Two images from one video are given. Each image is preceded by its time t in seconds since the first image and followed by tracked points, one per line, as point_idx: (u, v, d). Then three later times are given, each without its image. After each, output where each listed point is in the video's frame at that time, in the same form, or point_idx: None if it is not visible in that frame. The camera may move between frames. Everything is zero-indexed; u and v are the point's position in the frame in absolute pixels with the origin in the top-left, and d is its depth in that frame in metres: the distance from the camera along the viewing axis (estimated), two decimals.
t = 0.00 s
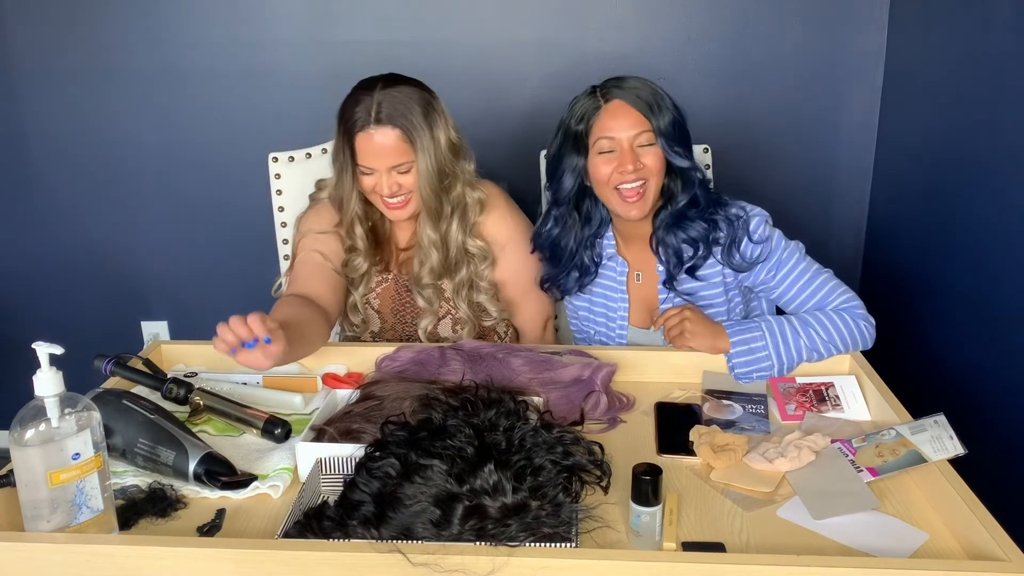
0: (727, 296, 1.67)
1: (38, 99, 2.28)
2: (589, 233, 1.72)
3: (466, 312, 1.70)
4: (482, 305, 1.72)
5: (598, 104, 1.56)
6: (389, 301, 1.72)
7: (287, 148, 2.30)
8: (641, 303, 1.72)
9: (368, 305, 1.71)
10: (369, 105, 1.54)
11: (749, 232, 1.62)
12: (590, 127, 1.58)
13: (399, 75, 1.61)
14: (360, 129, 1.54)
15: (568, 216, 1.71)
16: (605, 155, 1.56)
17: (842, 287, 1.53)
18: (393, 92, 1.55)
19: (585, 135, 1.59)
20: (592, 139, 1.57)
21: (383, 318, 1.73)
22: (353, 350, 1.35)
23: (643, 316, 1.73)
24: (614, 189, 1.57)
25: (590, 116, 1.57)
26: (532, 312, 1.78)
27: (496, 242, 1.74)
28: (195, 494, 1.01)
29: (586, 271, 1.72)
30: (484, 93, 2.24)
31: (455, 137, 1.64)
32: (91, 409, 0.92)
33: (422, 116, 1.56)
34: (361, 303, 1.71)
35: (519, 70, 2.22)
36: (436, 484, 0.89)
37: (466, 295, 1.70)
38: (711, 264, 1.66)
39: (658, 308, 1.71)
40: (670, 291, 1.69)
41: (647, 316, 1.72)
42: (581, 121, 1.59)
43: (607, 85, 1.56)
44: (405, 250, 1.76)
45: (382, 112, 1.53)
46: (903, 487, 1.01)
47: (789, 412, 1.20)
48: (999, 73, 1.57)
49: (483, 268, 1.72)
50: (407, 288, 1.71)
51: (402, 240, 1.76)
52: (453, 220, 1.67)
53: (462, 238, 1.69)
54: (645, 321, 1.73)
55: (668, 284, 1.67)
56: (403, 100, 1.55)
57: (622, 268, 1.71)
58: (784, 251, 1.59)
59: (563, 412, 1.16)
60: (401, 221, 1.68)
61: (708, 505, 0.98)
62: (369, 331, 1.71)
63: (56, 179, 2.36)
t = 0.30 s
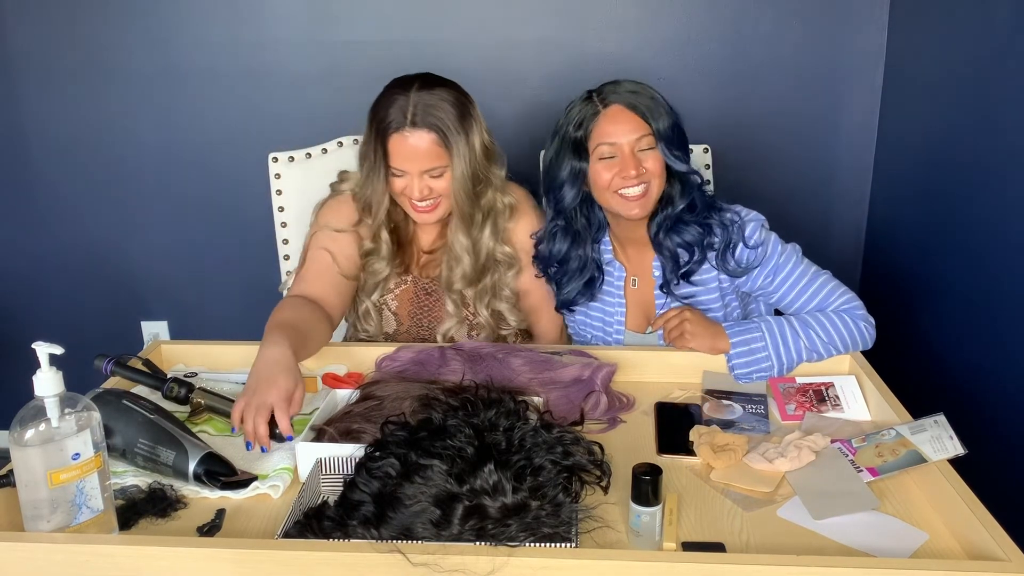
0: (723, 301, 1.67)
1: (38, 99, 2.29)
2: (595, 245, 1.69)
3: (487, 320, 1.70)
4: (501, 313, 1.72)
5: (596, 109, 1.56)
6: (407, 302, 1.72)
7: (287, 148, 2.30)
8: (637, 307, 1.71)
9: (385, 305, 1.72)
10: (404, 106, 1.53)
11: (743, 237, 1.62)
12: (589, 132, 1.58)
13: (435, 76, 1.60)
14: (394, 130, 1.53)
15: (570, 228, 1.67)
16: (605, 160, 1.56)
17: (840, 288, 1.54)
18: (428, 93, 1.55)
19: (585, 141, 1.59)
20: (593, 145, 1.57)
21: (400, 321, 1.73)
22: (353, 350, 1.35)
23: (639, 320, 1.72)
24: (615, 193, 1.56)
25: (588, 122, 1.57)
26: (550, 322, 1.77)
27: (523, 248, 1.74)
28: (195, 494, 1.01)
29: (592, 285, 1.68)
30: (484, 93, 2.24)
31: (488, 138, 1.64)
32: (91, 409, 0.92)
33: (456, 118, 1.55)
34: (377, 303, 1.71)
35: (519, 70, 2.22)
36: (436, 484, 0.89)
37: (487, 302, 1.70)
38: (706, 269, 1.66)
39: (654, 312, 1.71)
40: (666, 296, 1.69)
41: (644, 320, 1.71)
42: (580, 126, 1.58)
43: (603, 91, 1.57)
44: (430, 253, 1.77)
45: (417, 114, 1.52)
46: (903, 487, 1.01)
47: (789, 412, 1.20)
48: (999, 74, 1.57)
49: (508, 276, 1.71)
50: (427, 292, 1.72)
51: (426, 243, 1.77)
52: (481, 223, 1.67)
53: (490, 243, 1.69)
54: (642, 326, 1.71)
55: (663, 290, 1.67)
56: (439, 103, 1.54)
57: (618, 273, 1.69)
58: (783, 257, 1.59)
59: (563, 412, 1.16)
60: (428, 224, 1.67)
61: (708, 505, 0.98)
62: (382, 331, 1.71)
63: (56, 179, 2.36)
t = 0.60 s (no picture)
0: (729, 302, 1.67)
1: (37, 99, 2.28)
2: (597, 260, 1.69)
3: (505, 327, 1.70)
4: (520, 322, 1.71)
5: (592, 130, 1.55)
6: (422, 310, 1.72)
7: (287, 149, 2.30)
8: (641, 309, 1.72)
9: (401, 314, 1.72)
10: (422, 114, 1.52)
11: (746, 237, 1.63)
12: (588, 153, 1.57)
13: (451, 82, 1.59)
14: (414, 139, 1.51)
15: (574, 249, 1.68)
16: (610, 180, 1.56)
17: (843, 289, 1.54)
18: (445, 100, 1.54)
19: (585, 163, 1.58)
20: (595, 166, 1.56)
21: (415, 328, 1.72)
22: (354, 351, 1.35)
23: (643, 322, 1.73)
24: (623, 212, 1.57)
25: (587, 143, 1.56)
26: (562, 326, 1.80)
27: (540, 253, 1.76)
28: (195, 494, 1.01)
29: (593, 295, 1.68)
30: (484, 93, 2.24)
31: (506, 144, 1.63)
32: (91, 409, 0.92)
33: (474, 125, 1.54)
34: (393, 310, 1.71)
35: (519, 70, 2.22)
36: (436, 484, 0.89)
37: (508, 309, 1.71)
38: (710, 271, 1.66)
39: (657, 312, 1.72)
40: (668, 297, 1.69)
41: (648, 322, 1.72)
42: (578, 149, 1.57)
43: (596, 108, 1.55)
44: (449, 261, 1.76)
45: (437, 123, 1.51)
46: (903, 488, 1.00)
47: (789, 412, 1.20)
48: (999, 73, 1.57)
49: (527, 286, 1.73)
50: (442, 297, 1.72)
51: (443, 252, 1.77)
52: (501, 230, 1.68)
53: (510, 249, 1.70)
54: (645, 327, 1.72)
55: (668, 293, 1.68)
56: (457, 111, 1.52)
57: (622, 276, 1.70)
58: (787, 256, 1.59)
59: (563, 412, 1.16)
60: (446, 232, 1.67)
61: (708, 505, 0.98)
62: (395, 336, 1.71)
63: (56, 179, 2.36)
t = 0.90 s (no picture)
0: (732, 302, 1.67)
1: (37, 99, 2.28)
2: (603, 259, 1.69)
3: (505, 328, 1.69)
4: (519, 323, 1.71)
5: (599, 123, 1.55)
6: (419, 313, 1.71)
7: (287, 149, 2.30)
8: (646, 308, 1.72)
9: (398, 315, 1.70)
10: (429, 108, 1.52)
11: (752, 232, 1.62)
12: (594, 146, 1.57)
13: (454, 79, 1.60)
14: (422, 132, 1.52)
15: (580, 245, 1.68)
16: (615, 173, 1.56)
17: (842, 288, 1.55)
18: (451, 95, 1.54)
19: (591, 157, 1.58)
20: (600, 159, 1.56)
21: (411, 329, 1.71)
22: (353, 350, 1.35)
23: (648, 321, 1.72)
24: (627, 205, 1.57)
25: (593, 136, 1.56)
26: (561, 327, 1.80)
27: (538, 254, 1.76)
28: (195, 494, 1.01)
29: (601, 294, 1.69)
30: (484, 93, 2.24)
31: (509, 144, 1.64)
32: (91, 409, 0.92)
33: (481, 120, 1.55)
34: (390, 312, 1.69)
35: (520, 70, 2.22)
36: (436, 484, 0.89)
37: (508, 309, 1.70)
38: (715, 268, 1.66)
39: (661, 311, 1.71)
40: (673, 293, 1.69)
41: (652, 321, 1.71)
42: (584, 142, 1.58)
43: (602, 102, 1.56)
44: (450, 262, 1.76)
45: (444, 117, 1.51)
46: (903, 488, 1.00)
47: (789, 412, 1.20)
48: (999, 74, 1.57)
49: (525, 288, 1.73)
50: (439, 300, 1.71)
51: (443, 253, 1.76)
52: (502, 230, 1.68)
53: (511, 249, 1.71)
54: (647, 327, 1.71)
55: (675, 290, 1.67)
56: (463, 104, 1.53)
57: (628, 276, 1.70)
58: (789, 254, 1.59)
59: (563, 412, 1.16)
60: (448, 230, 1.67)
61: (708, 505, 0.98)
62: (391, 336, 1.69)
63: (56, 179, 2.36)
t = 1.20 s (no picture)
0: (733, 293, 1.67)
1: (37, 99, 2.28)
2: (603, 242, 1.69)
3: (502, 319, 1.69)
4: (515, 316, 1.70)
5: (603, 103, 1.57)
6: (418, 310, 1.71)
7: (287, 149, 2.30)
8: (648, 297, 1.71)
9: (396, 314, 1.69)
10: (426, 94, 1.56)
11: (754, 224, 1.63)
12: (597, 125, 1.57)
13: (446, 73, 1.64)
14: (419, 117, 1.55)
15: (580, 223, 1.68)
16: (616, 152, 1.56)
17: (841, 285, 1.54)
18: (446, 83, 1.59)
19: (593, 136, 1.59)
20: (601, 137, 1.57)
21: (411, 327, 1.70)
22: (353, 350, 1.35)
23: (650, 311, 1.72)
24: (625, 184, 1.57)
25: (596, 115, 1.57)
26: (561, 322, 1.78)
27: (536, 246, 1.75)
28: (195, 494, 1.01)
29: (601, 276, 1.68)
30: (484, 93, 2.24)
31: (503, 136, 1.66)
32: (91, 409, 0.92)
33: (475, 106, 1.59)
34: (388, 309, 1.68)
35: (520, 70, 2.22)
36: (436, 484, 0.89)
37: (505, 300, 1.70)
38: (716, 257, 1.66)
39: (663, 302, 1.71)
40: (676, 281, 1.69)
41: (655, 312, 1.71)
42: (587, 121, 1.58)
43: (609, 84, 1.57)
44: (451, 255, 1.77)
45: (439, 101, 1.56)
46: (903, 487, 1.00)
47: (788, 412, 1.20)
48: (999, 74, 1.57)
49: (521, 279, 1.72)
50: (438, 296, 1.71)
51: (445, 246, 1.77)
52: (499, 218, 1.68)
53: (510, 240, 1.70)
54: (652, 317, 1.71)
55: (675, 274, 1.67)
56: (457, 90, 1.58)
57: (630, 264, 1.70)
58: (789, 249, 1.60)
59: (563, 412, 1.16)
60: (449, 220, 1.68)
61: (708, 505, 0.98)
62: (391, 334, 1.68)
63: (56, 179, 2.36)
